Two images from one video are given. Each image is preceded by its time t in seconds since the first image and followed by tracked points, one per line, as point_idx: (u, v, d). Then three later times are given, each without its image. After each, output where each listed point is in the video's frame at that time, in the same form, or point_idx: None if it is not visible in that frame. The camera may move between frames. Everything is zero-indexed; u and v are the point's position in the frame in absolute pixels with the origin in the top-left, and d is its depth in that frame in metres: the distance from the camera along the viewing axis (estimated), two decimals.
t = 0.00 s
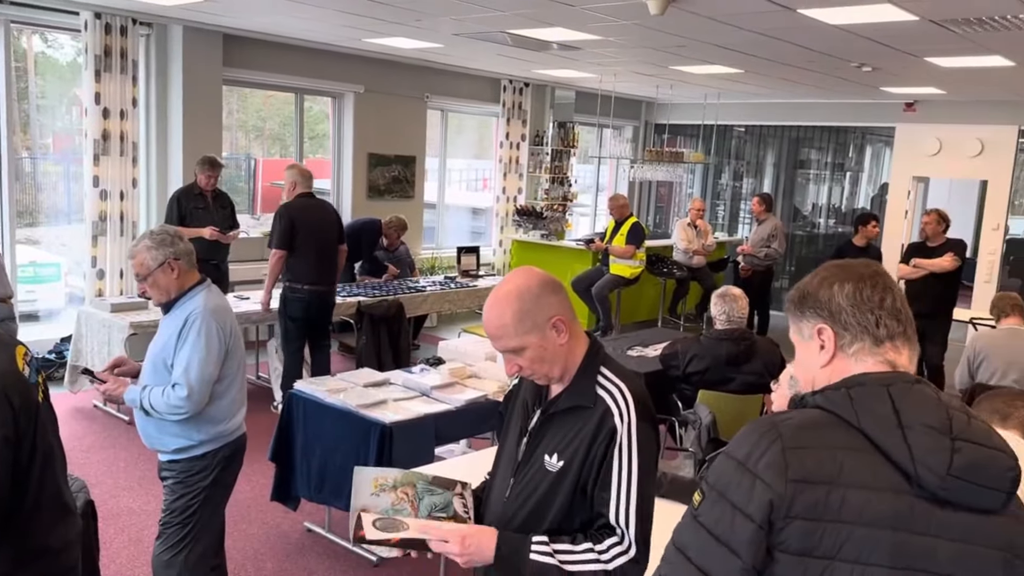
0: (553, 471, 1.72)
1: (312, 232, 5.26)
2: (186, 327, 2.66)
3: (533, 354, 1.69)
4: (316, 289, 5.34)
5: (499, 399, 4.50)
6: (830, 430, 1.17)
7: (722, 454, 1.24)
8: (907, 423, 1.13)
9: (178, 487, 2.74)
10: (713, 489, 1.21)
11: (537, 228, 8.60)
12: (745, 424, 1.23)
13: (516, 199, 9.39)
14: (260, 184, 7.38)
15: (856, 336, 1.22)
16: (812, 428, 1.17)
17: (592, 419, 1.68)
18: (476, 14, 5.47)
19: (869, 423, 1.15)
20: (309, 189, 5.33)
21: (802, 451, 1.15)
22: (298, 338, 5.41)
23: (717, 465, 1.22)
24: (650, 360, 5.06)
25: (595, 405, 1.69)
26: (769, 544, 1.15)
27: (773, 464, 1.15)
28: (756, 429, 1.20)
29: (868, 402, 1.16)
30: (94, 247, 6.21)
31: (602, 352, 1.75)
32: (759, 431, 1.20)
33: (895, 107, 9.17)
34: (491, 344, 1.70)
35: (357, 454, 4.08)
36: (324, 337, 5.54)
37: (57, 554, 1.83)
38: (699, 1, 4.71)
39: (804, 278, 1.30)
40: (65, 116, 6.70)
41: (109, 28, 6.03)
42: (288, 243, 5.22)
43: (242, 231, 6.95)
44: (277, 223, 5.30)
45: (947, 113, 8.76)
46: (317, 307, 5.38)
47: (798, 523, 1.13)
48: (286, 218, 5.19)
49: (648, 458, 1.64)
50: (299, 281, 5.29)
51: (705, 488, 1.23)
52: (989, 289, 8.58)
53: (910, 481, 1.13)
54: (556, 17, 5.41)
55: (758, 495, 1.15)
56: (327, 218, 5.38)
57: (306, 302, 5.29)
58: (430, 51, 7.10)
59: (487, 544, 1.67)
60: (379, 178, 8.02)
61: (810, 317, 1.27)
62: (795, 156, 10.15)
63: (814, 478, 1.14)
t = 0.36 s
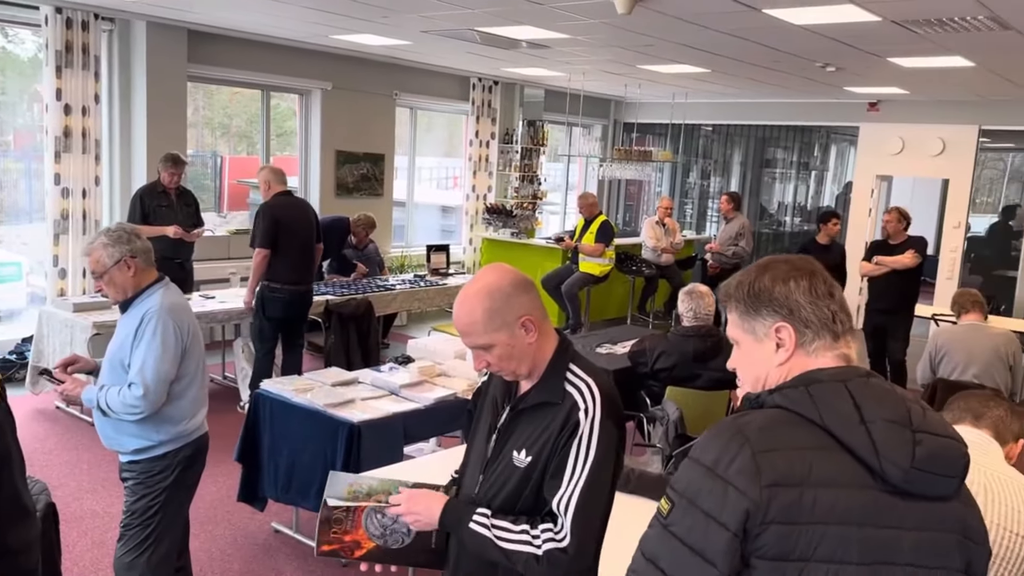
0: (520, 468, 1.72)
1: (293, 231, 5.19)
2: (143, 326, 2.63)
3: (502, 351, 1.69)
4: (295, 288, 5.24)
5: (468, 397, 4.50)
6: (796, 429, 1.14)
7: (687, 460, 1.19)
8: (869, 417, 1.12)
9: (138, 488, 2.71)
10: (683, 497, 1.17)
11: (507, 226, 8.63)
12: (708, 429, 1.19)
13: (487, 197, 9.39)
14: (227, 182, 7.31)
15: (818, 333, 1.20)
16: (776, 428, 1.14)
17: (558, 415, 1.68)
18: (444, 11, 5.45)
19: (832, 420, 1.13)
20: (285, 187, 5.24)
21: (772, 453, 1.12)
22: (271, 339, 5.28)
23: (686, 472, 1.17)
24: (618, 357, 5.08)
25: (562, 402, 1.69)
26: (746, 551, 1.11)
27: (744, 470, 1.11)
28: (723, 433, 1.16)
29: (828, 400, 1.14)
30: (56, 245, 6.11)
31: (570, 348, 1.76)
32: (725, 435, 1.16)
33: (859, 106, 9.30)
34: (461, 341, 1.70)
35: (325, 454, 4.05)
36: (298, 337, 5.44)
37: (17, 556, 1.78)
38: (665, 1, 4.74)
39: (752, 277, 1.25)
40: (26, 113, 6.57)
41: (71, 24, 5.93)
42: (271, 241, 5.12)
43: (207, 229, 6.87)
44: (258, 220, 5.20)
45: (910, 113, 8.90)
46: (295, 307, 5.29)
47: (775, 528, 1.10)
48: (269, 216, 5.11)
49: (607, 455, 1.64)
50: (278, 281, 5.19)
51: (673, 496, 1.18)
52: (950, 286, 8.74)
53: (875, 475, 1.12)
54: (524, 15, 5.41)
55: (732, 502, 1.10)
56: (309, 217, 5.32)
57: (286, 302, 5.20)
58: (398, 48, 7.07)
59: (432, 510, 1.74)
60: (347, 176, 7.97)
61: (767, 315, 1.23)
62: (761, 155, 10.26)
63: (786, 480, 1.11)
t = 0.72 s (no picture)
0: (477, 464, 1.71)
1: (262, 228, 5.12)
2: (94, 326, 2.59)
3: (457, 349, 1.69)
4: (265, 287, 5.17)
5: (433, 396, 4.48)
6: (764, 429, 1.10)
7: (653, 469, 1.12)
8: (827, 413, 1.12)
9: (92, 490, 2.66)
10: (660, 511, 1.08)
11: (473, 224, 8.63)
12: (676, 436, 1.12)
13: (452, 195, 9.37)
14: (189, 180, 7.23)
15: (756, 332, 1.21)
16: (746, 428, 1.10)
17: (514, 411, 1.69)
18: (407, 8, 5.43)
19: (795, 417, 1.11)
20: (251, 185, 5.17)
21: (753, 456, 1.07)
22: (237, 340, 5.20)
23: (661, 483, 1.09)
24: (583, 354, 5.10)
25: (518, 399, 1.69)
26: (738, 562, 1.05)
27: (730, 476, 1.05)
28: (697, 439, 1.09)
29: (786, 397, 1.12)
30: (11, 245, 5.99)
31: (527, 346, 1.76)
32: (699, 440, 1.09)
33: (820, 106, 9.44)
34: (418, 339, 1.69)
35: (288, 454, 4.01)
36: (264, 337, 5.36)
37: None
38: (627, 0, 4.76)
39: (687, 276, 1.23)
40: None
41: (26, 19, 5.80)
42: (242, 239, 5.03)
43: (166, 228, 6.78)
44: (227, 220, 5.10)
45: (868, 113, 9.05)
46: (265, 306, 5.22)
47: (764, 535, 1.05)
48: (239, 214, 5.01)
49: (563, 451, 1.64)
50: (247, 280, 5.11)
51: (647, 512, 1.09)
52: (909, 283, 8.91)
53: (837, 470, 1.11)
54: (488, 13, 5.41)
55: (724, 512, 1.04)
56: (278, 216, 5.25)
57: (256, 301, 5.13)
58: (363, 45, 7.03)
59: (391, 507, 1.73)
60: (311, 174, 7.91)
61: (706, 317, 1.21)
62: (725, 154, 10.36)
63: (769, 483, 1.06)
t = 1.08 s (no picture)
0: (439, 463, 1.68)
1: (224, 228, 5.05)
2: (50, 327, 2.54)
3: (417, 347, 1.69)
4: (228, 287, 5.11)
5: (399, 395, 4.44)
6: (665, 448, 1.00)
7: (551, 507, 0.99)
8: (726, 422, 1.03)
9: (49, 494, 2.62)
10: (568, 554, 0.96)
11: (440, 223, 8.62)
12: (574, 464, 1.00)
13: (420, 193, 9.34)
14: (152, 179, 7.18)
15: (640, 335, 1.11)
16: (647, 451, 0.99)
17: (476, 408, 1.67)
18: (371, 5, 5.40)
19: (696, 431, 1.01)
20: (213, 183, 5.11)
21: (660, 482, 0.97)
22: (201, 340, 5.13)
23: (565, 524, 0.97)
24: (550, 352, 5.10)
25: (479, 395, 1.68)
26: None
27: (640, 507, 0.95)
28: (600, 469, 0.98)
29: (684, 409, 1.02)
30: None
31: (487, 342, 1.75)
32: (603, 469, 0.98)
33: (783, 105, 9.55)
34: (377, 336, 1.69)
35: (252, 455, 3.96)
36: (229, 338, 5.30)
37: None
38: None
39: (568, 276, 1.14)
40: None
41: None
42: (203, 239, 4.96)
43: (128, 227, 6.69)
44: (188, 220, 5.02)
45: (830, 112, 9.19)
46: (229, 306, 5.16)
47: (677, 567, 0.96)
48: (200, 213, 4.94)
49: (525, 447, 1.63)
50: (209, 279, 5.04)
51: (551, 556, 0.98)
52: (871, 279, 9.06)
53: (736, 481, 1.03)
54: (454, 10, 5.39)
55: (637, 551, 0.93)
56: (241, 215, 5.19)
57: (219, 301, 5.07)
58: (327, 42, 6.98)
59: (351, 513, 1.69)
60: (275, 171, 7.84)
61: (586, 319, 1.12)
62: (691, 153, 10.45)
63: (677, 509, 0.97)
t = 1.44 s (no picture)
0: (408, 463, 1.65)
1: (187, 228, 4.99)
2: (11, 329, 2.49)
3: (384, 346, 1.69)
4: (193, 287, 5.05)
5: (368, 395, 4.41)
6: (576, 471, 0.91)
7: (457, 552, 0.88)
8: (634, 436, 0.96)
9: (11, 498, 2.56)
10: None
11: (410, 221, 8.59)
12: (481, 503, 0.89)
13: (389, 191, 9.30)
14: (117, 178, 7.08)
15: (522, 343, 1.02)
16: (557, 478, 0.90)
17: (445, 407, 1.64)
18: (339, 2, 5.35)
19: (605, 449, 0.93)
20: (175, 182, 5.03)
21: (575, 513, 0.89)
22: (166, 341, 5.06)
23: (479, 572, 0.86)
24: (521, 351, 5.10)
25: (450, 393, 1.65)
26: None
27: (560, 545, 0.86)
28: (512, 505, 0.88)
29: (591, 426, 0.94)
30: None
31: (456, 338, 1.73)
32: (515, 506, 0.88)
33: (750, 105, 9.66)
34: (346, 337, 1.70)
35: (219, 458, 3.91)
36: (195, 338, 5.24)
37: None
38: None
39: (449, 274, 1.05)
40: None
41: None
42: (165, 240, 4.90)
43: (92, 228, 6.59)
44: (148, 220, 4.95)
45: (796, 111, 9.31)
46: (194, 307, 5.10)
47: None
48: (161, 213, 4.88)
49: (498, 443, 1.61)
50: (172, 280, 4.99)
51: None
52: (837, 277, 9.19)
53: (642, 496, 0.97)
54: (424, 8, 5.36)
55: None
56: (205, 215, 5.14)
57: (183, 302, 5.01)
58: (295, 39, 6.92)
59: (321, 532, 1.63)
60: (242, 170, 7.76)
61: (467, 321, 1.03)
62: (660, 152, 10.53)
63: (595, 537, 0.90)
